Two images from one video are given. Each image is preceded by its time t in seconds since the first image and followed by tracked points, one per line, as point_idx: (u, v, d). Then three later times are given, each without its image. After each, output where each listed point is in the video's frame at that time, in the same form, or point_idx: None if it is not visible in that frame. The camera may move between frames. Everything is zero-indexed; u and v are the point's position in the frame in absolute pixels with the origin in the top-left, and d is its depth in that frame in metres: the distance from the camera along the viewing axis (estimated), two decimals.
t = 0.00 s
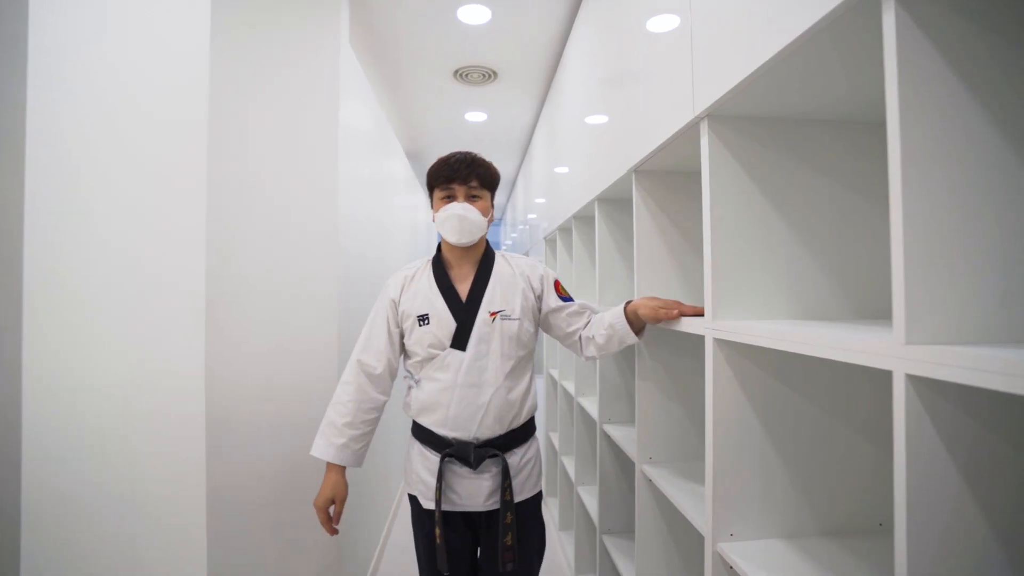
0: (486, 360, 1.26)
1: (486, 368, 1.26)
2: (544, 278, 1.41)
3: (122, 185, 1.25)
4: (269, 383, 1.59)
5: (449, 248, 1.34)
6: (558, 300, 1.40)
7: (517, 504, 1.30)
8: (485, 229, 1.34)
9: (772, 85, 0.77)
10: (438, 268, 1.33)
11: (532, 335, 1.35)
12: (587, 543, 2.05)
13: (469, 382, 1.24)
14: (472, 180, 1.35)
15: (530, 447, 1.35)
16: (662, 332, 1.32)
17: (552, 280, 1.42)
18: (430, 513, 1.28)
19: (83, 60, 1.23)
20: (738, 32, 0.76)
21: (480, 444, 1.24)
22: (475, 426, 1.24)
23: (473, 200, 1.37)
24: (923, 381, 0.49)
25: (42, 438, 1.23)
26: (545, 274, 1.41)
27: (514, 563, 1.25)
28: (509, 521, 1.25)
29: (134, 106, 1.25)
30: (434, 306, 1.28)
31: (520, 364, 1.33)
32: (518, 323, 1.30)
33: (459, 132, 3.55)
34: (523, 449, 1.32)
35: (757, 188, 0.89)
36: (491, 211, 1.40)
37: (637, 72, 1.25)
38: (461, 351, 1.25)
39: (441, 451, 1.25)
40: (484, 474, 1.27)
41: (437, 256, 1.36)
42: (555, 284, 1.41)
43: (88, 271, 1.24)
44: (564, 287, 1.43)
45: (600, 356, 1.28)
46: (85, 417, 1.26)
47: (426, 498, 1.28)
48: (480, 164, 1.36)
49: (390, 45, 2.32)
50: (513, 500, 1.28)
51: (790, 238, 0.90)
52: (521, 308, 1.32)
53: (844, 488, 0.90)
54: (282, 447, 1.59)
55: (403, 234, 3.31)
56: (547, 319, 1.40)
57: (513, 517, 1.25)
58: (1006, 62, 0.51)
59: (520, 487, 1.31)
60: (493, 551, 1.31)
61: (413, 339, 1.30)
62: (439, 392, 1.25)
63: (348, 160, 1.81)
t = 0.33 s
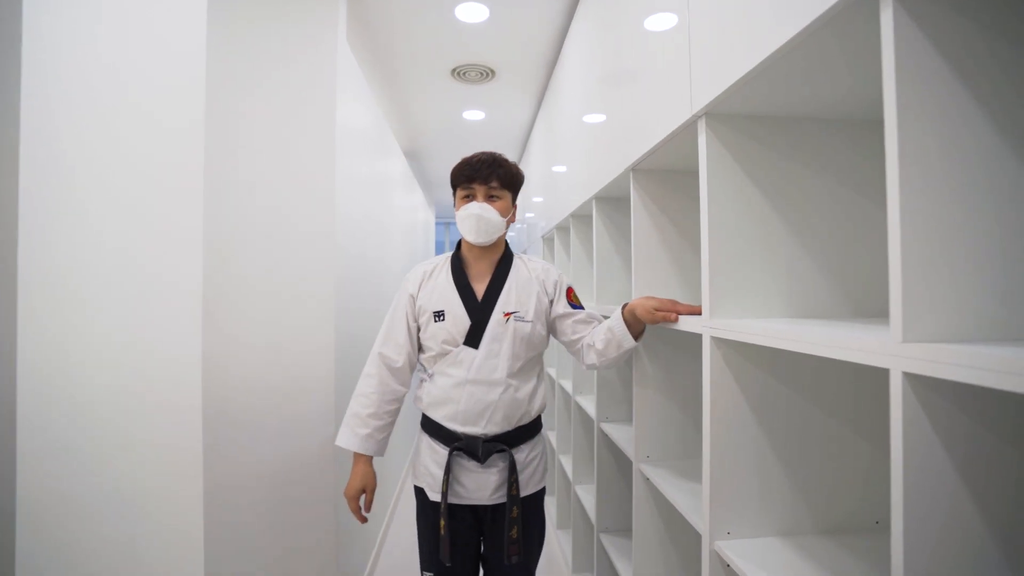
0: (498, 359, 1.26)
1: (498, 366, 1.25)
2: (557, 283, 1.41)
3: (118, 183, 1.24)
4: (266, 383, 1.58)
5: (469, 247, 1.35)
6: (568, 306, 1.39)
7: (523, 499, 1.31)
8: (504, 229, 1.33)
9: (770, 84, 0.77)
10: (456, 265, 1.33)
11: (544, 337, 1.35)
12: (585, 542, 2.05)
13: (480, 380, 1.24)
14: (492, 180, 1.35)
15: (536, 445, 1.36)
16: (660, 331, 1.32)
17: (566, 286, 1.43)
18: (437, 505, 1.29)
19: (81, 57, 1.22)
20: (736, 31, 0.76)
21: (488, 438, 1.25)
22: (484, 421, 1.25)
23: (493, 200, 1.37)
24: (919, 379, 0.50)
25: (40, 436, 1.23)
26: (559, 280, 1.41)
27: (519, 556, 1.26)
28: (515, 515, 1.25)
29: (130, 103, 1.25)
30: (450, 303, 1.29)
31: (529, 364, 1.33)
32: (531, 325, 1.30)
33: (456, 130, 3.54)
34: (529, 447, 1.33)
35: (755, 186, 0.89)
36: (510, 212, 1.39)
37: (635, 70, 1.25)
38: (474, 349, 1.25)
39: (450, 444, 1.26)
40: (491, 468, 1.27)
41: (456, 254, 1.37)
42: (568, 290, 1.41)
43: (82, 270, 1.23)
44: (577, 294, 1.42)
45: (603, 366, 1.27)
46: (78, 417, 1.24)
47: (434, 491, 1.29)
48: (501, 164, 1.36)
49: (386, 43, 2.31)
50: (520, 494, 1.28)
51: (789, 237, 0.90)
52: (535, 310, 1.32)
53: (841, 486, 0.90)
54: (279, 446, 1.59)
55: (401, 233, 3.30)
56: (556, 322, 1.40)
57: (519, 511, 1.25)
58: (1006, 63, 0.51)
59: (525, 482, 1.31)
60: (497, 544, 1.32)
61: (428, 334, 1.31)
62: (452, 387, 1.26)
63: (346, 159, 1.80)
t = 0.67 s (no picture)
0: (498, 358, 1.25)
1: (499, 365, 1.25)
2: (568, 286, 1.39)
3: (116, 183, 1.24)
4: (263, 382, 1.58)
5: (474, 247, 1.38)
6: (576, 311, 1.37)
7: (520, 496, 1.31)
8: (502, 226, 1.34)
9: (767, 84, 0.77)
10: (464, 264, 1.37)
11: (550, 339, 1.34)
12: (582, 541, 2.05)
13: (480, 377, 1.25)
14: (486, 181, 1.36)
15: (537, 444, 1.35)
16: (657, 330, 1.32)
17: (576, 289, 1.41)
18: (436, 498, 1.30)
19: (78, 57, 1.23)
20: (734, 30, 0.76)
21: (486, 435, 1.26)
22: (483, 418, 1.25)
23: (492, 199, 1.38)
24: (914, 379, 0.50)
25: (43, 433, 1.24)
26: (569, 285, 1.39)
27: (514, 552, 1.26)
28: (511, 511, 1.25)
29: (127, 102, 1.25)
30: (457, 300, 1.31)
31: (531, 365, 1.32)
32: (534, 327, 1.29)
33: (454, 128, 3.52)
34: (529, 446, 1.32)
35: (752, 185, 0.89)
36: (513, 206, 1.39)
37: (632, 69, 1.24)
38: (477, 345, 1.26)
39: (450, 437, 1.28)
40: (487, 464, 1.28)
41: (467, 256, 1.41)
42: (577, 294, 1.39)
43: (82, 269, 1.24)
44: (586, 300, 1.40)
45: (603, 370, 1.26)
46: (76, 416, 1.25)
47: (434, 483, 1.31)
48: (491, 164, 1.36)
49: (384, 41, 2.30)
50: (516, 491, 1.28)
51: (785, 237, 0.90)
52: (540, 312, 1.30)
53: (837, 485, 0.90)
54: (276, 446, 1.58)
55: (399, 232, 3.30)
56: (562, 325, 1.36)
57: (514, 508, 1.25)
58: (1005, 63, 0.51)
59: (523, 480, 1.31)
60: (495, 540, 1.31)
61: (436, 329, 1.34)
62: (454, 382, 1.27)
63: (343, 157, 1.79)
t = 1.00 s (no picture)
0: (502, 358, 1.25)
1: (503, 365, 1.25)
2: (575, 289, 1.39)
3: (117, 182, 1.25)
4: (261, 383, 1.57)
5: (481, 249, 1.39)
6: (583, 314, 1.36)
7: (522, 497, 1.30)
8: (505, 228, 1.34)
9: (765, 84, 0.77)
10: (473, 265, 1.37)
11: (556, 341, 1.33)
12: (581, 542, 2.05)
13: (483, 376, 1.25)
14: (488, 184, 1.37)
15: (541, 445, 1.34)
16: (657, 331, 1.32)
17: (583, 293, 1.40)
18: (438, 496, 1.31)
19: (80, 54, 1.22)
20: (733, 31, 0.76)
21: (490, 435, 1.25)
22: (486, 418, 1.25)
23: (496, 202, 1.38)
24: (913, 380, 0.50)
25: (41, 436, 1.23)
26: (577, 288, 1.39)
27: (511, 553, 1.25)
28: (511, 512, 1.25)
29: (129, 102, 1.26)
30: (464, 300, 1.32)
31: (537, 366, 1.32)
32: (539, 328, 1.28)
33: (453, 128, 3.52)
34: (532, 447, 1.32)
35: (751, 186, 0.89)
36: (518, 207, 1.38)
37: (631, 70, 1.24)
38: (482, 345, 1.26)
39: (453, 435, 1.28)
40: (489, 464, 1.27)
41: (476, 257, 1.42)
42: (583, 297, 1.38)
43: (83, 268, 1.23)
44: (593, 304, 1.39)
45: (603, 373, 1.26)
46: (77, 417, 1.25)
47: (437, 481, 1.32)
48: (493, 167, 1.37)
49: (382, 42, 2.29)
50: (518, 492, 1.27)
51: (784, 237, 0.90)
52: (545, 314, 1.30)
53: (836, 485, 0.90)
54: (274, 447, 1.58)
55: (398, 232, 3.30)
56: (567, 328, 1.36)
57: (515, 508, 1.25)
58: (1005, 63, 0.51)
59: (525, 480, 1.30)
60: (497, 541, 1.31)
61: (441, 327, 1.33)
62: (458, 381, 1.28)
63: (341, 158, 1.79)
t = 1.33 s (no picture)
0: (507, 361, 1.25)
1: (509, 368, 1.25)
2: (581, 294, 1.39)
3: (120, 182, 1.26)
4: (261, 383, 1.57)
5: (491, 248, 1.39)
6: (588, 320, 1.36)
7: (526, 502, 1.31)
8: (520, 232, 1.34)
9: (765, 86, 0.77)
10: (482, 264, 1.37)
11: (561, 346, 1.33)
12: (581, 544, 2.05)
13: (488, 378, 1.25)
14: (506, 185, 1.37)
15: (544, 450, 1.35)
16: (657, 334, 1.32)
17: (589, 298, 1.40)
18: (439, 499, 1.31)
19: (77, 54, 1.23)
20: (733, 33, 0.76)
21: (493, 438, 1.25)
22: (489, 421, 1.25)
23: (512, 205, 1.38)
24: (915, 383, 0.50)
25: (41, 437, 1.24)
26: (583, 293, 1.39)
27: (520, 560, 1.26)
28: (518, 517, 1.26)
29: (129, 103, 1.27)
30: (472, 300, 1.31)
31: (542, 370, 1.32)
32: (546, 332, 1.29)
33: (454, 131, 3.53)
34: (535, 451, 1.32)
35: (753, 189, 0.89)
36: (532, 214, 1.38)
37: (631, 73, 1.25)
38: (488, 348, 1.26)
39: (457, 439, 1.28)
40: (493, 468, 1.27)
41: (485, 257, 1.41)
42: (589, 303, 1.38)
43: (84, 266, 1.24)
44: (598, 309, 1.39)
45: (605, 378, 1.26)
46: (79, 416, 1.25)
47: (440, 485, 1.31)
48: (513, 169, 1.36)
49: (384, 44, 2.30)
50: (523, 496, 1.28)
51: (785, 239, 0.90)
52: (552, 318, 1.31)
53: (838, 489, 0.90)
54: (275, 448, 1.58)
55: (399, 233, 3.31)
56: (572, 333, 1.36)
57: (521, 513, 1.26)
58: (1005, 65, 0.51)
59: (529, 486, 1.31)
60: (499, 545, 1.31)
61: (449, 326, 1.33)
62: (463, 383, 1.28)
63: (343, 160, 1.80)
